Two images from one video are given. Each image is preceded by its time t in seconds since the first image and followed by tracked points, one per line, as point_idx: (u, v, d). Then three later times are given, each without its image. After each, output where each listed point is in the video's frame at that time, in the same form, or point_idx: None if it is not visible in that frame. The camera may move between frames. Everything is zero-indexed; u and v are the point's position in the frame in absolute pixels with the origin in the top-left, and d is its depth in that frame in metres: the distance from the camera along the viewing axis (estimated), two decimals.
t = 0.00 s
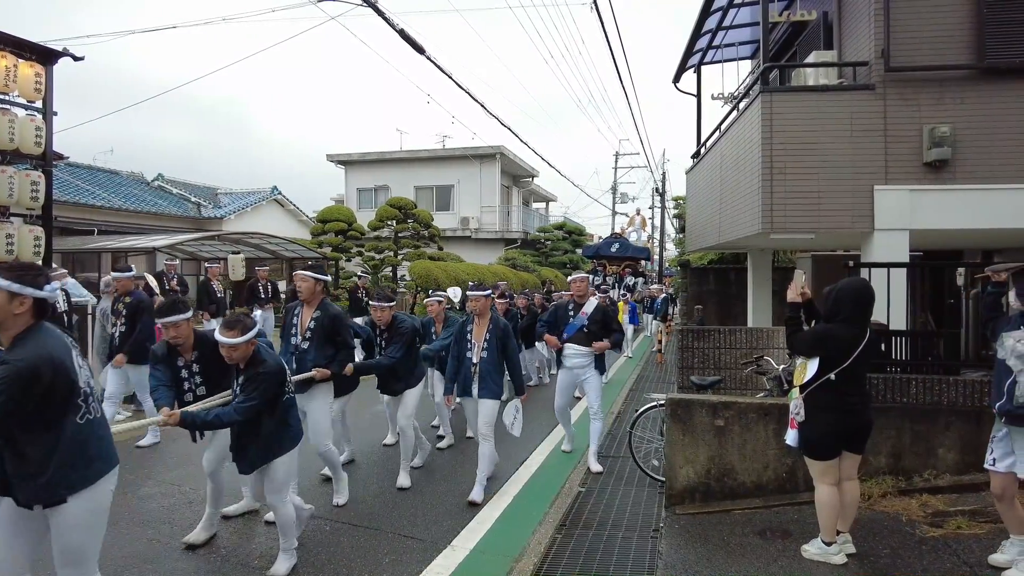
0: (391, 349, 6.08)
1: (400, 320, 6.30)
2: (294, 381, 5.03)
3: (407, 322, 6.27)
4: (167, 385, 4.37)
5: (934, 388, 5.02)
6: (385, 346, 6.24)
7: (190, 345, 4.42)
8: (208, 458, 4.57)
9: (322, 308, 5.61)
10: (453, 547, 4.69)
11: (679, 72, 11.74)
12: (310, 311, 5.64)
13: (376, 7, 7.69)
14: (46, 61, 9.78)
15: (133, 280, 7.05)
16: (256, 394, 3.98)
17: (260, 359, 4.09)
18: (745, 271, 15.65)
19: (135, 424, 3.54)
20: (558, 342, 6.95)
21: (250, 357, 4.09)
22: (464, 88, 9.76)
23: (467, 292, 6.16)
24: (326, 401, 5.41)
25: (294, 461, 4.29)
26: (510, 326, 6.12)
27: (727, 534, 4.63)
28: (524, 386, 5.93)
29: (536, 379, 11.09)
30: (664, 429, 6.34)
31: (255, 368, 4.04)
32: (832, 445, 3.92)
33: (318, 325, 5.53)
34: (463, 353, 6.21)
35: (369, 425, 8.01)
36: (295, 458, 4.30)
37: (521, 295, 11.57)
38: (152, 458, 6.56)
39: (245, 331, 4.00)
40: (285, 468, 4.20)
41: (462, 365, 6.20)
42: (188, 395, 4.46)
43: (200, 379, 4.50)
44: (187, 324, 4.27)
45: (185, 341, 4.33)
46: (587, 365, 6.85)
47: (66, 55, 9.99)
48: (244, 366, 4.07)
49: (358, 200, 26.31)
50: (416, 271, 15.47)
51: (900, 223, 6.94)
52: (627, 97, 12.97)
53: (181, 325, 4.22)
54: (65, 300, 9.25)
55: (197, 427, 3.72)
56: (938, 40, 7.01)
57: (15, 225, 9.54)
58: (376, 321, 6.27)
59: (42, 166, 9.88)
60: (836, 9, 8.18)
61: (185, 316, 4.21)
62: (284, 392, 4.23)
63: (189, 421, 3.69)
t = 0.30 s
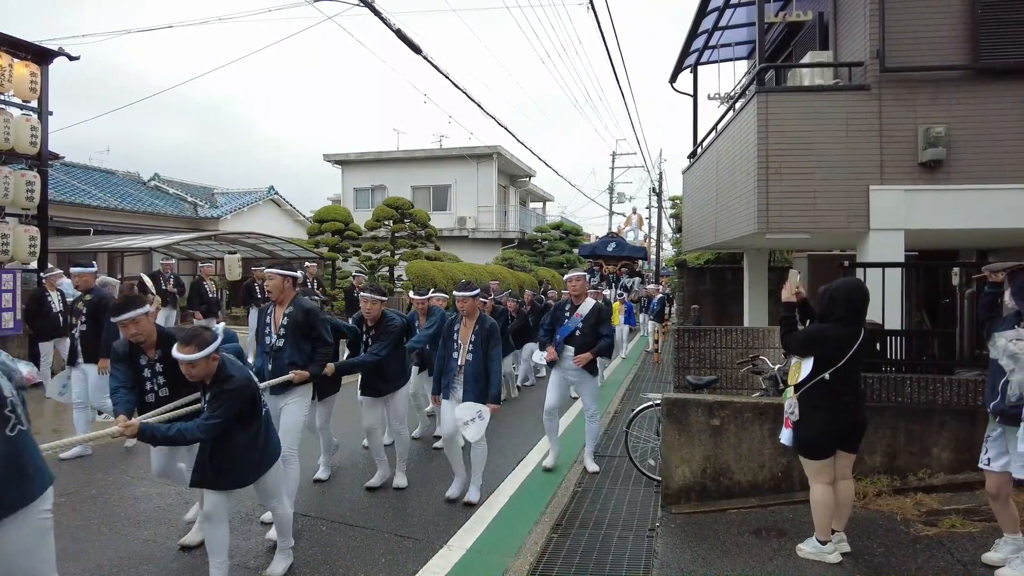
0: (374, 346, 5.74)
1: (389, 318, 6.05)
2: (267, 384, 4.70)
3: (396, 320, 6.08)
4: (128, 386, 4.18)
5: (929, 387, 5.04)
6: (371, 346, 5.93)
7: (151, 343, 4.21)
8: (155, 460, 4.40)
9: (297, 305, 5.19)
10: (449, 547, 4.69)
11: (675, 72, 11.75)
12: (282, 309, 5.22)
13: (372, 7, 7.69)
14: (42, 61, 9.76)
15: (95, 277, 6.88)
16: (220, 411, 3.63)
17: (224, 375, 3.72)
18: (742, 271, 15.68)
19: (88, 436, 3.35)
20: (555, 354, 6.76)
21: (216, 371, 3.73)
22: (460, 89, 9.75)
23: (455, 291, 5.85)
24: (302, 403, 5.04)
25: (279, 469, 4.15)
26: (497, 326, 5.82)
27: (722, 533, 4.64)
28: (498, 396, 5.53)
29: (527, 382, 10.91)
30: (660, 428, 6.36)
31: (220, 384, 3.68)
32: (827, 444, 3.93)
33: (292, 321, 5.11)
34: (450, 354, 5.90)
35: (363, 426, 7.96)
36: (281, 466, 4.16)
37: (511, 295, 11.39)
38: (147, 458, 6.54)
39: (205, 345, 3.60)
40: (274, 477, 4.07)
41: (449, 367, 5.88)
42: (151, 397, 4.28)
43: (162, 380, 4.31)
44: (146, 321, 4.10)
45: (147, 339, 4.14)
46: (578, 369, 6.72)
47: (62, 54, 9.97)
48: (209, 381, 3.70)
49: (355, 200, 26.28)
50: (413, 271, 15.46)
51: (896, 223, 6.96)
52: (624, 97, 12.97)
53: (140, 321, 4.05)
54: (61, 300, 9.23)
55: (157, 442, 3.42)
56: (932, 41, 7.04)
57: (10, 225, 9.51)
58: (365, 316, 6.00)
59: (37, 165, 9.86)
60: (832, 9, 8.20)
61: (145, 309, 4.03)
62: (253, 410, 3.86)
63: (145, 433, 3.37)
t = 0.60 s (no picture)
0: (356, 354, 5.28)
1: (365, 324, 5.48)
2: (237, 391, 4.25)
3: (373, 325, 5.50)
4: (81, 406, 3.65)
5: (924, 386, 5.05)
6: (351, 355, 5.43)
7: (101, 359, 3.64)
8: (94, 475, 4.01)
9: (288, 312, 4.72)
10: (445, 546, 4.69)
11: (672, 72, 11.76)
12: (274, 314, 4.76)
13: (369, 6, 7.68)
14: (36, 61, 9.72)
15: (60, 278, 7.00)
16: (170, 410, 3.38)
17: (171, 369, 3.45)
18: (738, 271, 15.71)
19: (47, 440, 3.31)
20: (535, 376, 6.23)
21: (161, 367, 3.44)
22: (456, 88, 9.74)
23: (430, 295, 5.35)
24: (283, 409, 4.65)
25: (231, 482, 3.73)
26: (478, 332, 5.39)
27: (718, 532, 4.64)
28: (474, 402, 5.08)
29: (515, 384, 10.73)
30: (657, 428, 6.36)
31: (166, 380, 3.41)
32: (822, 443, 3.94)
33: (282, 330, 4.65)
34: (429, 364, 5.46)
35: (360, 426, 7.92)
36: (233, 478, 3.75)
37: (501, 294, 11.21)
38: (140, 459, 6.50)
39: (144, 341, 3.28)
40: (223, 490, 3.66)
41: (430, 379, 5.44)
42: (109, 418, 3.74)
43: (120, 395, 3.77)
44: (92, 336, 3.55)
45: (94, 356, 3.59)
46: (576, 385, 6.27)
47: (56, 53, 9.93)
48: (154, 378, 3.41)
49: (351, 200, 26.26)
50: (410, 271, 15.45)
51: (890, 222, 6.98)
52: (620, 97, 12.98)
53: (83, 338, 3.50)
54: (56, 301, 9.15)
55: (109, 445, 3.28)
56: (928, 42, 7.05)
57: (4, 225, 9.47)
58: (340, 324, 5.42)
59: (31, 165, 9.81)
60: (828, 9, 8.22)
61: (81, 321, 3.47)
62: (205, 407, 3.59)
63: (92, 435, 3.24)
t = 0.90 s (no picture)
0: (327, 354, 5.17)
1: (335, 323, 5.35)
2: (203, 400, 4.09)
3: (342, 321, 5.38)
4: (21, 407, 3.48)
5: (920, 386, 5.06)
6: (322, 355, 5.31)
7: (42, 356, 3.49)
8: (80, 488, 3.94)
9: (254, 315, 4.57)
10: (442, 546, 4.70)
11: (668, 73, 11.78)
12: (241, 317, 4.61)
13: (365, 6, 7.68)
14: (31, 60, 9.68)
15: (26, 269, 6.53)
16: (128, 423, 3.07)
17: (130, 379, 3.13)
18: (735, 271, 15.73)
19: None
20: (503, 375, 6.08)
21: (120, 376, 3.13)
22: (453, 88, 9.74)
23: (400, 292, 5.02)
24: (248, 415, 4.53)
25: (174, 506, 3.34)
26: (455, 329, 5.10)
27: (715, 533, 4.64)
28: (474, 399, 4.96)
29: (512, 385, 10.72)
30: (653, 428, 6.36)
31: (125, 389, 3.10)
32: (818, 443, 3.95)
33: (248, 336, 4.49)
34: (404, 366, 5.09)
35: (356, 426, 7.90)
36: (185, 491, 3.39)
37: (491, 294, 11.18)
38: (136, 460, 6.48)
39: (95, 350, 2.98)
40: (170, 505, 3.30)
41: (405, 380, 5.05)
42: (49, 420, 3.54)
43: (61, 396, 3.55)
44: (33, 330, 3.44)
45: (37, 352, 3.44)
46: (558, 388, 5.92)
47: (51, 52, 9.89)
48: (111, 387, 3.11)
49: (348, 200, 26.23)
50: (407, 271, 15.44)
51: (886, 223, 6.99)
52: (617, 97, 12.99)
53: (23, 331, 3.39)
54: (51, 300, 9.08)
55: (56, 464, 2.94)
56: (923, 42, 7.08)
57: None
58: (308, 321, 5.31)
59: (27, 165, 9.77)
60: (824, 10, 8.23)
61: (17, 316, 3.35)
62: (168, 417, 3.29)
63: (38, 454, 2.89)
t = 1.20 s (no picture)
0: (295, 358, 5.02)
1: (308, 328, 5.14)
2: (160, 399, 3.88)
3: (316, 327, 5.17)
4: None
5: (917, 386, 5.07)
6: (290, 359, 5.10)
7: None
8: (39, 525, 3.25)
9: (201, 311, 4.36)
10: (440, 547, 4.70)
11: (666, 73, 11.78)
12: (187, 314, 4.39)
13: (363, 6, 7.66)
14: (28, 60, 9.64)
15: None
16: (68, 435, 2.90)
17: (75, 390, 2.95)
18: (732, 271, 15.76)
19: None
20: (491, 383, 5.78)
21: (64, 386, 2.96)
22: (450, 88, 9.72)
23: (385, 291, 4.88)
24: (203, 424, 4.26)
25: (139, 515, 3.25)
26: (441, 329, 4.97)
27: (712, 533, 4.64)
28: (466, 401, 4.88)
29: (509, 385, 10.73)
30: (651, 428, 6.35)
31: (70, 400, 2.93)
32: (815, 443, 3.95)
33: (196, 331, 4.29)
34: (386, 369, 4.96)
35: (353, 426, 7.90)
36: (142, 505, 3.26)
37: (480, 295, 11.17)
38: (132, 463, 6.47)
39: (39, 355, 2.82)
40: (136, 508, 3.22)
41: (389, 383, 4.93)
42: None
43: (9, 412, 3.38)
44: None
45: None
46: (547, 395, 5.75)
47: (48, 52, 9.86)
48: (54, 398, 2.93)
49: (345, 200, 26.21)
50: (405, 271, 15.44)
51: (884, 223, 7.00)
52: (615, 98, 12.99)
53: None
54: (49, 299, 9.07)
55: None
56: (920, 43, 7.09)
57: None
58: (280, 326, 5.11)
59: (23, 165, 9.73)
60: (821, 10, 8.24)
61: None
62: (114, 433, 3.11)
63: None
